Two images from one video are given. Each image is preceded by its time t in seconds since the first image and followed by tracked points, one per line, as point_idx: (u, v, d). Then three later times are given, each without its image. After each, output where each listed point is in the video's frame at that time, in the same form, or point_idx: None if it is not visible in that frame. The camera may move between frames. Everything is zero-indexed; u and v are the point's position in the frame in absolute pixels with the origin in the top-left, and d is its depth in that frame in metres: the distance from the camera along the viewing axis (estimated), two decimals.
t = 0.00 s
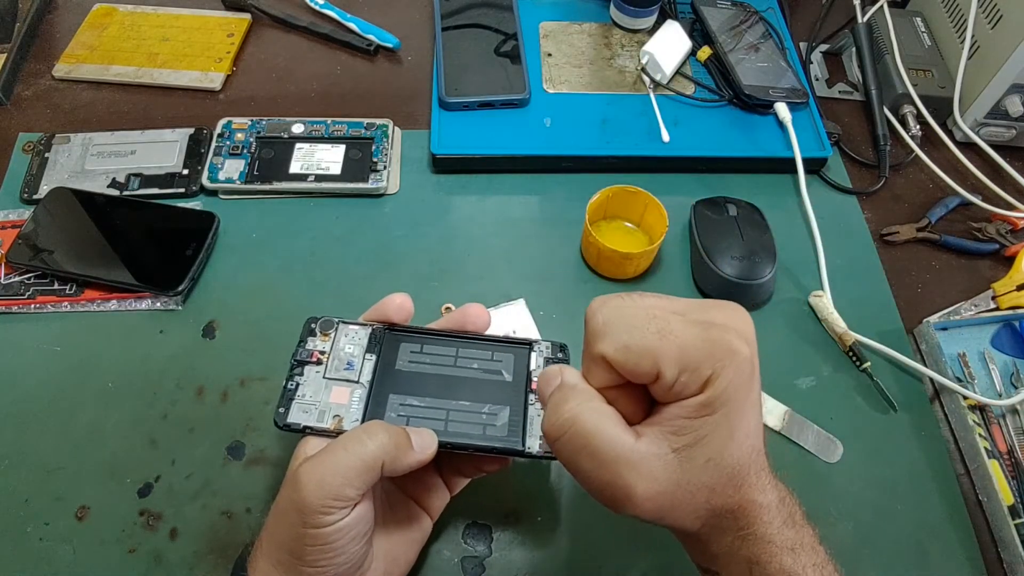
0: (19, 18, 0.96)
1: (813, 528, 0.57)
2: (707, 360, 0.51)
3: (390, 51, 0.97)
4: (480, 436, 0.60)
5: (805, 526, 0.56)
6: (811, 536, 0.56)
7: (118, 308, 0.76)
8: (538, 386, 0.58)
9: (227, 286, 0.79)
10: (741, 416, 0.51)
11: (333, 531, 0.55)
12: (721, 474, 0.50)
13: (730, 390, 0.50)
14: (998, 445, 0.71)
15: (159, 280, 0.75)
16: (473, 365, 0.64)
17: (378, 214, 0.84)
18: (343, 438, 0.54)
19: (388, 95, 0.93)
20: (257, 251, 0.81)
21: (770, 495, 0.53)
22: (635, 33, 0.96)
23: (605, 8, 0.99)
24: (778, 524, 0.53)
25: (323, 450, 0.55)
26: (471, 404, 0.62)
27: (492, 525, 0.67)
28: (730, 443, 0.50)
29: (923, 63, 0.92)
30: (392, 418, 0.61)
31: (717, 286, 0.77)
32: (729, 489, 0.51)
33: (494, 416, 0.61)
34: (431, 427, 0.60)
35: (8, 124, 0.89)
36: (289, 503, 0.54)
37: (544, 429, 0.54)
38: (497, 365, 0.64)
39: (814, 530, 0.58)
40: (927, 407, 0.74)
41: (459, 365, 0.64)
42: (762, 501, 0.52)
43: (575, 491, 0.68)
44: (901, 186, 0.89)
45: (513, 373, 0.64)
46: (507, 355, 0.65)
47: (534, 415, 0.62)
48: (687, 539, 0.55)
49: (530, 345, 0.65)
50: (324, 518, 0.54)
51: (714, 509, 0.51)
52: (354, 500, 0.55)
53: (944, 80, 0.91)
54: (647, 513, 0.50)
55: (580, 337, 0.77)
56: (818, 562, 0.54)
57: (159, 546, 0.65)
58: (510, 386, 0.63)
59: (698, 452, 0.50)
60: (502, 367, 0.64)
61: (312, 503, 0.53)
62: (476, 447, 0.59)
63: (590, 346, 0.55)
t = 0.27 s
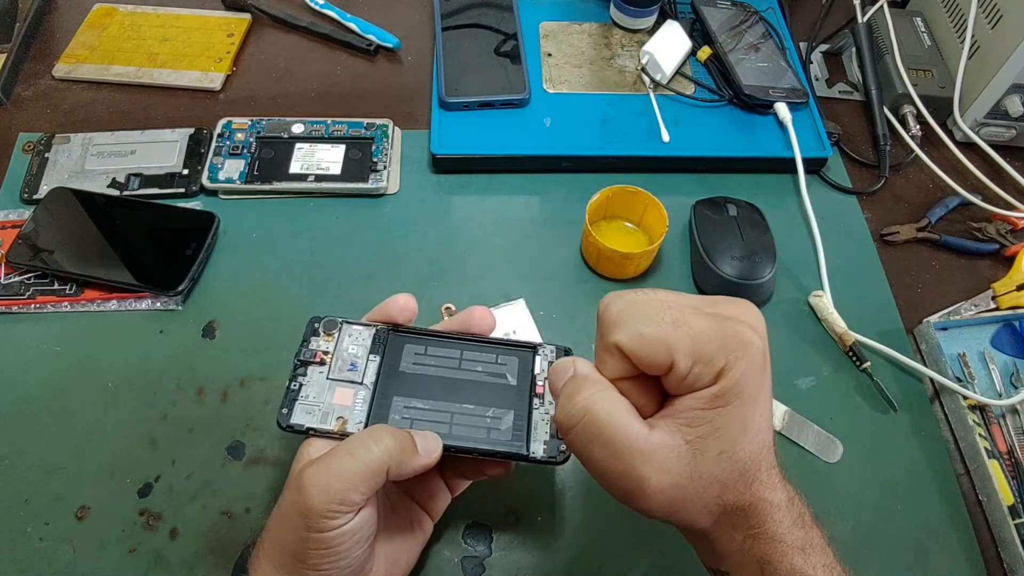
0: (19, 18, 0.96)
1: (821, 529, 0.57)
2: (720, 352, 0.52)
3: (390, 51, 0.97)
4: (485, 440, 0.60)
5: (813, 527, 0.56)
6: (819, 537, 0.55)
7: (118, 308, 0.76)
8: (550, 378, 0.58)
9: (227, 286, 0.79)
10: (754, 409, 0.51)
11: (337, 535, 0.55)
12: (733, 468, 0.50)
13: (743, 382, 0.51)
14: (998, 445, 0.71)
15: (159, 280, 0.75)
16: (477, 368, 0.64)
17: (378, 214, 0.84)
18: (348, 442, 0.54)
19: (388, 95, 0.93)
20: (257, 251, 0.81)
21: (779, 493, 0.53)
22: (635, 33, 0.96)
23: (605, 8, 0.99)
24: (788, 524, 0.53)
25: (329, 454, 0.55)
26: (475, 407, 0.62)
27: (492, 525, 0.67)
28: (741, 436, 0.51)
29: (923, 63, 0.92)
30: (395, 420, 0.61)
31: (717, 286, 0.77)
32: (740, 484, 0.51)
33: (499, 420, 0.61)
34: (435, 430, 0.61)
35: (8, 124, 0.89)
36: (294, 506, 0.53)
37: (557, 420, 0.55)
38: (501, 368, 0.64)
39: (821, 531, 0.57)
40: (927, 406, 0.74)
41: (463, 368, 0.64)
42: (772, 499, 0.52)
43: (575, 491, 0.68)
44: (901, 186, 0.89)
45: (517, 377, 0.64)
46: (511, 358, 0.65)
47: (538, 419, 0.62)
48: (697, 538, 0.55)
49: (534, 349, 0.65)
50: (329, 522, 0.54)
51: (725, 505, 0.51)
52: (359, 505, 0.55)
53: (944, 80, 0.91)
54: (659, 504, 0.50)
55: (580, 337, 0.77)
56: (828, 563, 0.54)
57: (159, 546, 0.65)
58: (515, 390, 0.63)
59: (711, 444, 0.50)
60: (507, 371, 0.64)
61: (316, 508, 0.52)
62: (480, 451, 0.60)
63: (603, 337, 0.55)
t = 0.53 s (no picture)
0: (19, 18, 0.96)
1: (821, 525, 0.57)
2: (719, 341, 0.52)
3: (390, 51, 0.97)
4: (488, 445, 0.60)
5: (813, 520, 0.56)
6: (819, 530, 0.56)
7: (118, 308, 0.76)
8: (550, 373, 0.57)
9: (227, 286, 0.79)
10: (753, 398, 0.52)
11: (340, 537, 0.55)
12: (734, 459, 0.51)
13: (742, 371, 0.51)
14: (998, 445, 0.71)
15: (159, 280, 0.75)
16: (482, 373, 0.64)
17: (378, 214, 0.84)
18: (352, 443, 0.54)
19: (388, 95, 0.93)
20: (257, 251, 0.81)
21: (779, 486, 0.54)
22: (635, 33, 0.96)
23: (605, 8, 0.99)
24: (789, 517, 0.53)
25: (332, 455, 0.55)
26: (478, 412, 0.62)
27: (492, 525, 0.67)
28: (741, 426, 0.51)
29: (923, 63, 0.92)
30: (399, 422, 0.61)
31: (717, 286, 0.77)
32: (741, 475, 0.51)
33: (502, 425, 0.61)
34: (439, 434, 0.61)
35: (8, 124, 0.89)
36: (297, 507, 0.53)
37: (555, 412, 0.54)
38: (506, 373, 0.64)
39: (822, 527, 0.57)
40: (927, 406, 0.74)
41: (468, 372, 0.64)
42: (772, 492, 0.53)
43: (576, 491, 0.68)
44: (901, 186, 0.89)
45: (522, 383, 0.64)
46: (516, 363, 0.65)
47: (541, 425, 0.62)
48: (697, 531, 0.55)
49: (539, 355, 0.65)
50: (333, 523, 0.54)
51: (726, 496, 0.51)
52: (362, 507, 0.55)
53: (944, 80, 0.91)
54: (661, 496, 0.50)
55: (580, 337, 0.77)
56: (829, 557, 0.54)
57: (160, 546, 0.65)
58: (519, 396, 0.63)
59: (711, 434, 0.50)
60: (511, 376, 0.64)
61: (320, 509, 0.52)
62: (483, 455, 0.60)
63: (602, 328, 0.55)
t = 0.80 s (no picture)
0: (19, 18, 0.96)
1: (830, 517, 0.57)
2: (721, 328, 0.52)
3: (390, 51, 0.97)
4: (490, 449, 0.60)
5: (821, 514, 0.56)
6: (827, 524, 0.55)
7: (118, 308, 0.76)
8: (549, 360, 0.57)
9: (227, 286, 0.79)
10: (759, 387, 0.52)
11: (342, 539, 0.55)
12: (740, 449, 0.50)
13: (745, 358, 0.51)
14: (998, 445, 0.71)
15: (160, 280, 0.75)
16: (485, 377, 0.64)
17: (378, 214, 0.84)
18: (354, 445, 0.54)
19: (388, 95, 0.93)
20: (257, 251, 0.81)
21: (787, 479, 0.53)
22: (635, 33, 0.96)
23: (605, 8, 0.99)
24: (797, 510, 0.53)
25: (334, 456, 0.54)
26: (481, 415, 0.62)
27: (492, 525, 0.67)
28: (749, 416, 0.51)
29: (923, 63, 0.92)
30: (401, 424, 0.61)
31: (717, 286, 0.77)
32: (748, 466, 0.51)
33: (504, 430, 0.61)
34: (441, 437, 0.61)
35: (8, 124, 0.89)
36: (299, 509, 0.53)
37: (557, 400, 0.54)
38: (509, 378, 0.64)
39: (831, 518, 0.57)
40: (927, 406, 0.74)
41: (471, 376, 0.64)
42: (780, 484, 0.52)
43: (576, 491, 0.68)
44: (901, 186, 0.89)
45: (525, 389, 0.64)
46: (519, 369, 0.65)
47: (543, 432, 0.62)
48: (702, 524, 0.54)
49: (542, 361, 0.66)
50: (335, 524, 0.53)
51: (733, 488, 0.51)
52: (364, 509, 0.55)
53: (943, 80, 0.91)
54: (665, 486, 0.50)
55: (580, 337, 0.77)
56: (838, 550, 0.53)
57: (160, 546, 0.65)
58: (521, 401, 0.63)
59: (717, 422, 0.50)
60: (515, 381, 0.64)
61: (322, 511, 0.52)
62: (484, 459, 0.60)
63: (603, 315, 0.55)
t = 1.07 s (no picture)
0: (19, 18, 0.96)
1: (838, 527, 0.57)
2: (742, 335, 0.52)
3: (390, 51, 0.97)
4: (489, 451, 0.60)
5: (829, 520, 0.56)
6: (835, 531, 0.56)
7: (118, 308, 0.76)
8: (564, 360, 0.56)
9: (227, 286, 0.79)
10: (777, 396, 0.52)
11: (342, 539, 0.55)
12: (755, 456, 0.51)
13: (765, 365, 0.51)
14: (998, 445, 0.71)
15: (160, 280, 0.75)
16: (485, 378, 0.64)
17: (378, 214, 0.84)
18: (353, 446, 0.54)
19: (387, 95, 0.93)
20: (257, 251, 0.81)
21: (799, 488, 0.53)
22: (635, 33, 0.96)
23: (605, 8, 0.99)
24: (807, 519, 0.53)
25: (334, 456, 0.55)
26: (480, 417, 0.62)
27: (492, 525, 0.67)
28: (765, 424, 0.51)
29: (923, 63, 0.92)
30: (401, 424, 0.61)
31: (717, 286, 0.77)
32: (762, 474, 0.51)
33: (504, 432, 0.61)
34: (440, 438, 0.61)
35: (8, 124, 0.89)
36: (299, 509, 0.53)
37: (575, 401, 0.53)
38: (509, 379, 0.64)
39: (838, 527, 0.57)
40: (927, 406, 0.74)
41: (472, 377, 0.64)
42: (792, 494, 0.53)
43: (576, 491, 0.68)
44: (901, 186, 0.89)
45: (525, 391, 0.64)
46: (519, 370, 0.65)
47: (543, 434, 0.62)
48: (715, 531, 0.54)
49: (543, 363, 0.65)
50: (335, 525, 0.53)
51: (746, 495, 0.51)
52: (364, 509, 0.55)
53: (943, 80, 0.91)
54: (681, 491, 0.50)
55: (580, 337, 0.77)
56: (847, 560, 0.54)
57: (159, 546, 0.65)
58: (521, 403, 0.63)
59: (734, 429, 0.50)
60: (515, 383, 0.64)
61: (322, 511, 0.52)
62: (483, 461, 0.60)
63: (624, 317, 0.55)
